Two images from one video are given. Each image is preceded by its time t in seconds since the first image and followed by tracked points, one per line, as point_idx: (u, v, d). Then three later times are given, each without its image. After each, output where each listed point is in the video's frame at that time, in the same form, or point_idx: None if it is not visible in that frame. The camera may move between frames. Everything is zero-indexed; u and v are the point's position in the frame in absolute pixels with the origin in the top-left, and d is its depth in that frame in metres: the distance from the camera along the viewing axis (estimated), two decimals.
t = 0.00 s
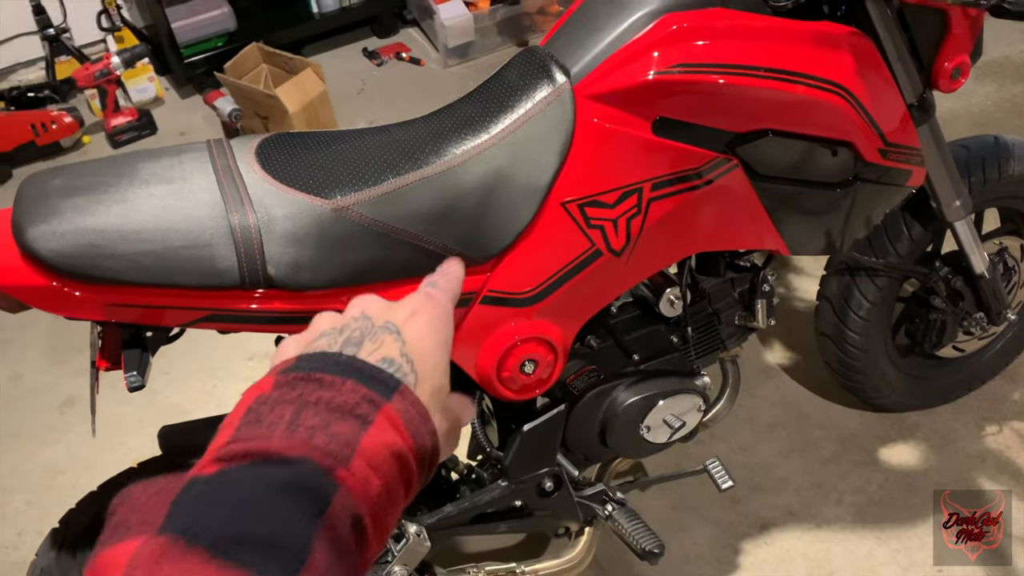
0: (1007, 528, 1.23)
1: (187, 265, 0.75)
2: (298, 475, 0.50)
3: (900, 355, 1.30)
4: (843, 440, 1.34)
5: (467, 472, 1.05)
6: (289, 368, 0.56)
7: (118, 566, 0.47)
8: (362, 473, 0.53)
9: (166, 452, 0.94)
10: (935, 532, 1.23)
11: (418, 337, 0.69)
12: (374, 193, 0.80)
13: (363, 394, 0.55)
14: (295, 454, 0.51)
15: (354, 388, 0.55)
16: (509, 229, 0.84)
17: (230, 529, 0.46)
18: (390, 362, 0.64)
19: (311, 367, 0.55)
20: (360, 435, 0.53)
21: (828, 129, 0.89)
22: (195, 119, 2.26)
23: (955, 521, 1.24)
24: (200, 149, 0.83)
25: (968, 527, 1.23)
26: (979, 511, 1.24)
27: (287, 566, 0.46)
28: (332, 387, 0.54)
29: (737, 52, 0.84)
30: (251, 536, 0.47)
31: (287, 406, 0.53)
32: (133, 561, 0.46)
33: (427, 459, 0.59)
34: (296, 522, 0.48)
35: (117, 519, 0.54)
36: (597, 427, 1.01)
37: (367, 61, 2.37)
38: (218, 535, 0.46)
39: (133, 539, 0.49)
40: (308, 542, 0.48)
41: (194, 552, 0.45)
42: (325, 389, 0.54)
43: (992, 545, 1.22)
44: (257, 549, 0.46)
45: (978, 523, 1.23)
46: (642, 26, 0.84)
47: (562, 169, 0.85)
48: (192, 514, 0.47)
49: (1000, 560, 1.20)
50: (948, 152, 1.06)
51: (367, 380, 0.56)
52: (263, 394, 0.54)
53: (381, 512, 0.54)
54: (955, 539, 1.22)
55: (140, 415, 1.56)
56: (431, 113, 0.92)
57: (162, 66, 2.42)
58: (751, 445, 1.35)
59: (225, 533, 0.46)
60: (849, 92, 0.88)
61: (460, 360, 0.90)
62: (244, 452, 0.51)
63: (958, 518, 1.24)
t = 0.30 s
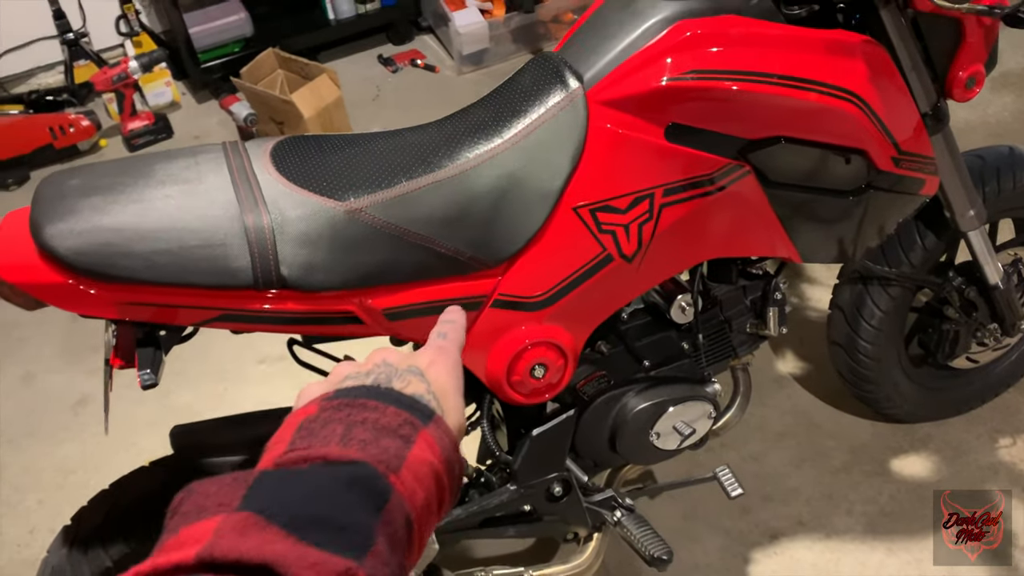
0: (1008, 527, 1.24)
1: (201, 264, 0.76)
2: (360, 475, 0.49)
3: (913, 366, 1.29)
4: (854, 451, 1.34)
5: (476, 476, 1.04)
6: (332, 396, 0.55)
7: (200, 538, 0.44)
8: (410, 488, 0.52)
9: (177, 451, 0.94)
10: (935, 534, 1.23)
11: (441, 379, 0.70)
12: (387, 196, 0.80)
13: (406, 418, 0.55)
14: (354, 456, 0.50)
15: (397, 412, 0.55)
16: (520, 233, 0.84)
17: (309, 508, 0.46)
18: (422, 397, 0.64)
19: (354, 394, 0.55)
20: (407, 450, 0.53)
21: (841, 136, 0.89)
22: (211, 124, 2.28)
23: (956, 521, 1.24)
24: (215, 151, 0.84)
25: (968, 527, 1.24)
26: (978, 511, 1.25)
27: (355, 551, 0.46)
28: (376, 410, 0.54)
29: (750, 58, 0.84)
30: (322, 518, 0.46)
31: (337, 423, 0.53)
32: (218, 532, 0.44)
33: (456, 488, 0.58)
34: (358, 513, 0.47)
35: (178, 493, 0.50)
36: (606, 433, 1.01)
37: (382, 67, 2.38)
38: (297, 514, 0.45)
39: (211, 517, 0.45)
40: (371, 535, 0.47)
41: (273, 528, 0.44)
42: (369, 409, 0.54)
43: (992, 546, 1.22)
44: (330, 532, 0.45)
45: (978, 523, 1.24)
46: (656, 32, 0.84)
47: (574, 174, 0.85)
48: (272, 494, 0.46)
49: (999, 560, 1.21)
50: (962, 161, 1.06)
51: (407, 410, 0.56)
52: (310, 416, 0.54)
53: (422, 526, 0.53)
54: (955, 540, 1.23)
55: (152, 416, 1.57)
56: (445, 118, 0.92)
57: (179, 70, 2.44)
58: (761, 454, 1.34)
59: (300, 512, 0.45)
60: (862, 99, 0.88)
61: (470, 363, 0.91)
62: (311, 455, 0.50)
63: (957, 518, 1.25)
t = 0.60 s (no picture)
0: (1007, 529, 1.25)
1: (203, 267, 0.78)
2: (386, 447, 0.49)
3: (912, 375, 1.30)
4: (854, 459, 1.34)
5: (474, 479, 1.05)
6: (361, 364, 0.56)
7: (223, 506, 0.43)
8: (435, 460, 0.52)
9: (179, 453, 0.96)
10: (936, 537, 1.24)
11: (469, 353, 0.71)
12: (388, 201, 0.82)
13: (434, 392, 0.55)
14: (380, 430, 0.50)
15: (424, 386, 0.55)
16: (519, 238, 0.85)
17: (332, 482, 0.45)
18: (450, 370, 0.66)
19: (384, 363, 0.56)
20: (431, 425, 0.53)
21: (837, 144, 0.90)
22: (218, 131, 2.30)
23: (955, 521, 1.25)
24: (219, 156, 0.86)
25: (968, 528, 1.25)
26: (979, 512, 1.26)
27: (377, 528, 0.46)
28: (404, 382, 0.55)
29: (746, 67, 0.85)
30: (346, 493, 0.46)
31: (364, 394, 0.53)
32: (240, 503, 0.43)
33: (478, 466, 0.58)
34: (384, 488, 0.47)
35: (201, 458, 0.50)
36: (605, 437, 1.01)
37: (388, 76, 2.40)
38: (321, 487, 0.45)
39: (235, 485, 0.45)
40: (394, 511, 0.47)
41: (295, 502, 0.44)
42: (396, 381, 0.55)
43: (992, 546, 1.23)
44: (355, 508, 0.45)
45: (978, 524, 1.25)
46: (654, 41, 0.85)
47: (573, 180, 0.86)
48: (294, 466, 0.46)
49: (999, 560, 1.22)
50: (959, 171, 1.07)
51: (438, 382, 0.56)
52: (338, 385, 0.55)
53: (444, 501, 0.54)
54: (955, 540, 1.24)
55: (156, 420, 1.58)
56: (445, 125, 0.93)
57: (187, 79, 2.46)
58: (761, 462, 1.35)
59: (323, 484, 0.45)
60: (858, 108, 0.89)
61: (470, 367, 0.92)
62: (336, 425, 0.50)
63: (958, 518, 1.26)
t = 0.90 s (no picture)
0: (1008, 528, 1.26)
1: (200, 279, 0.78)
2: (364, 457, 0.50)
3: (906, 382, 1.30)
4: (850, 467, 1.34)
5: (470, 488, 1.06)
6: (340, 376, 0.56)
7: (205, 515, 0.45)
8: (415, 469, 0.52)
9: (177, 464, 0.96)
10: (936, 535, 1.25)
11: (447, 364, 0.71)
12: (382, 212, 0.83)
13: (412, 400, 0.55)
14: (359, 439, 0.51)
15: (404, 396, 0.55)
16: (512, 248, 0.86)
17: (310, 489, 0.46)
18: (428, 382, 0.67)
19: (363, 374, 0.56)
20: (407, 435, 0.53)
21: (825, 153, 0.91)
22: (217, 147, 2.31)
23: (955, 521, 1.27)
24: (215, 170, 0.87)
25: (968, 527, 1.26)
26: (978, 512, 1.27)
27: (356, 534, 0.46)
28: (383, 393, 0.55)
29: (735, 78, 0.86)
30: (325, 500, 0.46)
31: (344, 404, 0.54)
32: (221, 511, 0.44)
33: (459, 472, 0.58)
34: (363, 496, 0.48)
35: (184, 467, 0.52)
36: (600, 445, 1.02)
37: (385, 92, 2.43)
38: (301, 494, 0.46)
39: (216, 493, 0.46)
40: (373, 518, 0.48)
41: (274, 510, 0.45)
42: (374, 392, 0.55)
43: (991, 545, 1.24)
44: (334, 514, 0.46)
45: (978, 523, 1.26)
46: (643, 53, 0.87)
47: (565, 190, 0.87)
48: (273, 475, 0.47)
49: (997, 560, 1.23)
50: (948, 179, 1.08)
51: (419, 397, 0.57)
52: (316, 396, 0.55)
53: (424, 511, 0.54)
54: (954, 539, 1.25)
55: (155, 434, 1.59)
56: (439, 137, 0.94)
57: (186, 96, 2.48)
58: (758, 470, 1.35)
59: (301, 490, 0.46)
60: (845, 117, 0.91)
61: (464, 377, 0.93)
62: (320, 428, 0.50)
63: (957, 518, 1.27)
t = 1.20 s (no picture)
0: (1007, 528, 1.28)
1: (181, 305, 0.80)
2: (249, 535, 0.47)
3: (886, 388, 1.32)
4: (834, 473, 1.36)
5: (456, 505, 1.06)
6: (258, 414, 0.52)
7: None
8: (320, 531, 0.49)
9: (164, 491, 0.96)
10: (936, 534, 1.27)
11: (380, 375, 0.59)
12: (362, 234, 0.84)
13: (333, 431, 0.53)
14: (248, 511, 0.48)
15: (316, 439, 0.52)
16: (491, 266, 0.88)
17: None
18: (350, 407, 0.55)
19: (276, 415, 0.52)
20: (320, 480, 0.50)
21: (793, 164, 0.94)
22: (200, 175, 2.32)
23: (955, 521, 1.28)
24: (195, 197, 0.88)
25: (968, 527, 1.28)
26: (978, 512, 1.29)
27: None
28: (293, 438, 0.51)
29: (702, 94, 0.89)
30: None
31: (246, 458, 0.50)
32: None
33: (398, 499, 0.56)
34: None
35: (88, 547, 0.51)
36: (584, 459, 1.03)
37: (367, 116, 2.45)
38: None
39: None
40: None
41: None
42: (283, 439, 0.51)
43: (991, 545, 1.26)
44: None
45: (978, 523, 1.28)
46: (613, 72, 0.89)
47: (541, 207, 0.89)
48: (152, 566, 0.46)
49: (996, 560, 1.25)
50: (916, 186, 1.10)
51: (348, 425, 0.53)
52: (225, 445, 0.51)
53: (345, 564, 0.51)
54: (955, 539, 1.26)
55: (143, 463, 1.58)
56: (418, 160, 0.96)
57: (169, 126, 2.50)
58: (743, 479, 1.36)
59: None
60: (811, 129, 0.93)
61: (447, 395, 0.94)
62: (228, 478, 0.49)
63: (958, 518, 1.29)
